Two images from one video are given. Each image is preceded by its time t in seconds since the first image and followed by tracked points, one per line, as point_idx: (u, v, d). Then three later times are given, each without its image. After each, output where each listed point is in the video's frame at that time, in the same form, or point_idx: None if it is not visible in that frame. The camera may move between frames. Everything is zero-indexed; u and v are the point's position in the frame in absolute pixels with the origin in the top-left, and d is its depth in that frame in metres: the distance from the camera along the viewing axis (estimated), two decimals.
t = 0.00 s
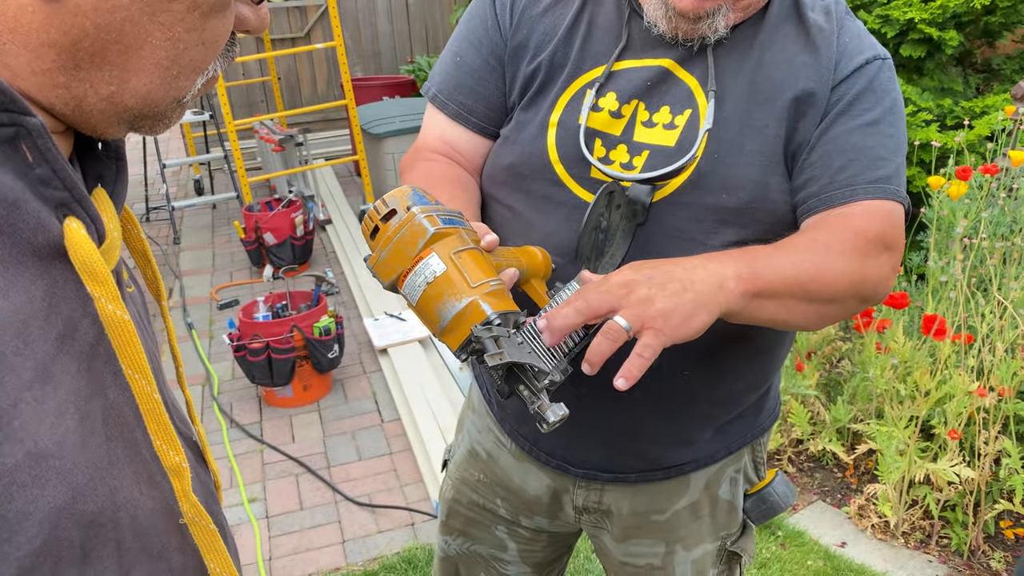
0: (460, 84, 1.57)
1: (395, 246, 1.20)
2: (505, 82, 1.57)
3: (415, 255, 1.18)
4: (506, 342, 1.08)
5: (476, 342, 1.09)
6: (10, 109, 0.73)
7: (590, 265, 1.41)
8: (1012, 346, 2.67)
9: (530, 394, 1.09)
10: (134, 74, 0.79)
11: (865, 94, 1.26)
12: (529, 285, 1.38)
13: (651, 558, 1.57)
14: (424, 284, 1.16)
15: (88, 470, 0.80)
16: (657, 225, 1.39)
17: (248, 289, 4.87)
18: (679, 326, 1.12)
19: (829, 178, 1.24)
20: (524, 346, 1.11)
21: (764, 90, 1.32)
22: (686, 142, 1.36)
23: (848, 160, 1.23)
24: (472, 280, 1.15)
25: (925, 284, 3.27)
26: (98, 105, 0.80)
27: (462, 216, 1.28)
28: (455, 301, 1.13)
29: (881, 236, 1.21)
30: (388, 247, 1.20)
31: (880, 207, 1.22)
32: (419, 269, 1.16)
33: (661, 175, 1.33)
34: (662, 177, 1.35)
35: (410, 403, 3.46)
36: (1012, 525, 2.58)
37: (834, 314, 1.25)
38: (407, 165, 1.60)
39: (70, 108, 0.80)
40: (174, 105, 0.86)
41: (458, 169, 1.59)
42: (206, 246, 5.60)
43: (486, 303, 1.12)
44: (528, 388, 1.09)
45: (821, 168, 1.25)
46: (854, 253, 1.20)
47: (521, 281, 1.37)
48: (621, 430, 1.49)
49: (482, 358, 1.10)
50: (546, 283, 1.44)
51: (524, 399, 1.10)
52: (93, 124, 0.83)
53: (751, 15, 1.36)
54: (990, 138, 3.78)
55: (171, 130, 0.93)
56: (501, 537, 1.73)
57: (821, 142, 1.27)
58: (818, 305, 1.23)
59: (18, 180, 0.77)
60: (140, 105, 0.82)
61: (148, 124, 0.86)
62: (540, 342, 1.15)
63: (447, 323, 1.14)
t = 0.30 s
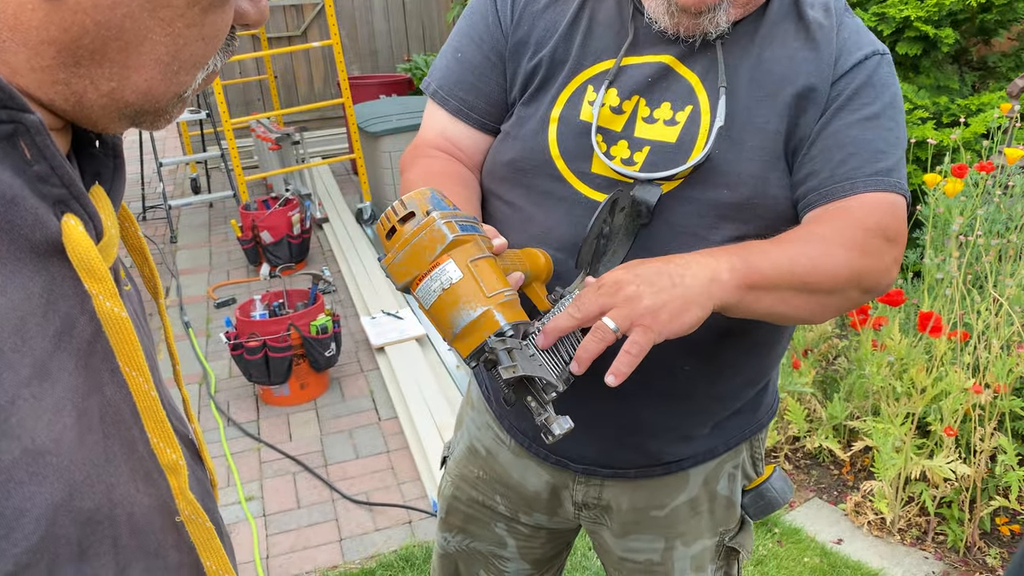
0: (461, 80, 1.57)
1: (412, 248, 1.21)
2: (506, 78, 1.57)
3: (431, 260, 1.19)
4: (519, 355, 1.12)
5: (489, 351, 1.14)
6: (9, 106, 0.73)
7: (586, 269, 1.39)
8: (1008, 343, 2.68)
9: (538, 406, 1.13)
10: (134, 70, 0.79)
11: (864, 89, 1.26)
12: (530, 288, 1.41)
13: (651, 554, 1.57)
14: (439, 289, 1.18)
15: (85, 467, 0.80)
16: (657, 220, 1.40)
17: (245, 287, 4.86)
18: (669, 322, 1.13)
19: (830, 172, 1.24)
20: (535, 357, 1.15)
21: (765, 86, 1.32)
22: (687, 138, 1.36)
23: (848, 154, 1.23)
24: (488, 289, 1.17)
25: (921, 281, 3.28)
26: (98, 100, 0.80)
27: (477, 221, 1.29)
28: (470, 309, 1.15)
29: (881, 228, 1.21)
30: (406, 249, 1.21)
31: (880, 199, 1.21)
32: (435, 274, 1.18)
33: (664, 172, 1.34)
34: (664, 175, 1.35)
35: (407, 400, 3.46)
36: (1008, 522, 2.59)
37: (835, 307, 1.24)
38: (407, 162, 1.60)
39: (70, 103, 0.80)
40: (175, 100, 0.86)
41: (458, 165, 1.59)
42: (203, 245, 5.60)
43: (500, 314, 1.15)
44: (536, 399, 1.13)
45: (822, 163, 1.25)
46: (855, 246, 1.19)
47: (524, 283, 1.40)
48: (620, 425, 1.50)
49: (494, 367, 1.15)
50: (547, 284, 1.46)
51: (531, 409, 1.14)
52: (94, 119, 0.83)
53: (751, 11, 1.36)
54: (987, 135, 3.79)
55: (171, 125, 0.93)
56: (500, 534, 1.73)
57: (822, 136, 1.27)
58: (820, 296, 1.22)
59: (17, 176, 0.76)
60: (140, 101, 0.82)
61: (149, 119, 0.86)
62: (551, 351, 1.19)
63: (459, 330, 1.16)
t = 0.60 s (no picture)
0: (460, 80, 1.57)
1: (413, 256, 1.22)
2: (504, 77, 1.57)
3: (434, 266, 1.20)
4: (524, 358, 1.12)
5: (494, 355, 1.14)
6: (12, 107, 0.73)
7: (589, 267, 1.40)
8: (1002, 341, 2.70)
9: (544, 408, 1.14)
10: (135, 75, 0.79)
11: (860, 84, 1.27)
12: (533, 287, 1.41)
13: (652, 551, 1.57)
14: (442, 294, 1.18)
15: (87, 467, 0.79)
16: (656, 218, 1.40)
17: (242, 287, 4.85)
18: (679, 321, 1.13)
19: (828, 166, 1.24)
20: (539, 360, 1.15)
21: (762, 85, 1.33)
22: (686, 137, 1.37)
23: (846, 148, 1.24)
24: (491, 293, 1.18)
25: (916, 279, 3.29)
26: (98, 105, 0.80)
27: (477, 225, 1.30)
28: (473, 314, 1.16)
29: (883, 218, 1.20)
30: (407, 256, 1.22)
31: (880, 190, 1.21)
32: (438, 279, 1.18)
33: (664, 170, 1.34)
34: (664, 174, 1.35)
35: (404, 399, 3.46)
36: (1003, 519, 2.60)
37: (842, 299, 1.23)
38: (407, 161, 1.60)
39: (71, 108, 0.80)
40: (176, 104, 0.87)
41: (458, 165, 1.59)
42: (199, 244, 5.58)
43: (504, 317, 1.16)
44: (542, 401, 1.14)
45: (821, 158, 1.26)
46: (857, 237, 1.19)
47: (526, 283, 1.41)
48: (622, 422, 1.50)
49: (499, 370, 1.15)
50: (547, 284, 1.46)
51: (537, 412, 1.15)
52: (94, 123, 0.83)
53: (748, 11, 1.37)
54: (981, 134, 3.80)
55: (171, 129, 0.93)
56: (501, 532, 1.73)
57: (820, 132, 1.27)
58: (821, 288, 1.21)
59: (19, 178, 0.77)
60: (140, 105, 0.82)
61: (149, 122, 0.86)
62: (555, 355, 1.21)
63: (464, 334, 1.17)
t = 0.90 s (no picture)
0: (458, 76, 1.57)
1: (412, 255, 1.21)
2: (502, 73, 1.57)
3: (432, 265, 1.19)
4: (524, 355, 1.13)
5: (494, 353, 1.15)
6: (11, 101, 0.73)
7: (588, 262, 1.40)
8: (996, 338, 2.71)
9: (546, 403, 1.16)
10: (135, 70, 0.79)
11: (856, 74, 1.27)
12: (533, 282, 1.42)
13: (650, 546, 1.57)
14: (441, 293, 1.18)
15: (86, 462, 0.79)
16: (655, 213, 1.40)
17: (238, 285, 4.84)
18: (674, 312, 1.12)
19: (827, 155, 1.24)
20: (540, 356, 1.16)
21: (759, 80, 1.33)
22: (684, 132, 1.37)
23: (844, 136, 1.24)
24: (490, 291, 1.18)
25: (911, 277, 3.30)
26: (99, 100, 0.80)
27: (475, 222, 1.29)
28: (472, 312, 1.16)
29: (885, 202, 1.19)
30: (405, 256, 1.22)
31: (879, 175, 1.21)
32: (436, 278, 1.18)
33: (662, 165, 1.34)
34: (662, 169, 1.35)
35: (400, 397, 3.46)
36: (997, 516, 2.61)
37: (847, 287, 1.22)
38: (405, 158, 1.60)
39: (72, 103, 0.79)
40: (177, 99, 0.86)
41: (456, 161, 1.59)
42: (194, 243, 5.57)
43: (503, 315, 1.16)
44: (543, 397, 1.16)
45: (819, 147, 1.26)
46: (859, 221, 1.18)
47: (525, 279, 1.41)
48: (622, 416, 1.50)
49: (500, 368, 1.16)
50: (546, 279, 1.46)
51: (539, 407, 1.17)
52: (94, 119, 0.82)
53: (745, 7, 1.37)
54: (976, 132, 3.81)
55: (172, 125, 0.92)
56: (499, 530, 1.73)
57: (818, 122, 1.27)
58: (822, 275, 1.20)
59: (19, 172, 0.76)
60: (141, 101, 0.82)
61: (151, 118, 0.86)
62: (554, 348, 1.23)
63: (463, 333, 1.17)
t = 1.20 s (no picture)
0: (453, 74, 1.56)
1: (403, 257, 1.20)
2: (498, 70, 1.57)
3: (424, 267, 1.19)
4: (518, 355, 1.14)
5: (487, 354, 1.15)
6: (7, 95, 0.72)
7: (583, 259, 1.39)
8: (989, 336, 2.72)
9: (540, 403, 1.16)
10: (135, 64, 0.78)
11: (850, 72, 1.27)
12: (527, 280, 1.41)
13: (646, 544, 1.57)
14: (433, 295, 1.18)
15: (82, 460, 0.78)
16: (651, 211, 1.40)
17: (232, 285, 4.83)
18: (672, 312, 1.12)
19: (820, 153, 1.25)
20: (533, 356, 1.17)
21: (754, 77, 1.33)
22: (679, 129, 1.37)
23: (838, 134, 1.24)
24: (482, 292, 1.17)
25: (905, 275, 3.31)
26: (98, 94, 0.79)
27: (467, 221, 1.28)
28: (464, 313, 1.16)
29: (879, 201, 1.19)
30: (397, 257, 1.21)
31: (873, 174, 1.21)
32: (428, 280, 1.18)
33: (656, 163, 1.34)
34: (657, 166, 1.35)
35: (395, 396, 3.45)
36: (991, 513, 2.62)
37: (840, 286, 1.22)
38: (400, 155, 1.59)
39: (70, 98, 0.78)
40: (177, 93, 0.85)
41: (451, 159, 1.59)
42: (188, 241, 5.55)
43: (496, 315, 1.16)
44: (538, 397, 1.16)
45: (813, 145, 1.26)
46: (853, 220, 1.18)
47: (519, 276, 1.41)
48: (618, 415, 1.50)
49: (493, 368, 1.16)
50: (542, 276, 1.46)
51: (533, 407, 1.17)
52: (94, 114, 0.82)
53: (741, 5, 1.37)
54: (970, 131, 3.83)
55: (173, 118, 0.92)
56: (495, 528, 1.73)
57: (811, 120, 1.28)
58: (819, 274, 1.20)
59: (15, 168, 0.75)
60: (141, 95, 0.81)
61: (151, 112, 0.85)
62: (546, 347, 1.21)
63: (457, 334, 1.17)
